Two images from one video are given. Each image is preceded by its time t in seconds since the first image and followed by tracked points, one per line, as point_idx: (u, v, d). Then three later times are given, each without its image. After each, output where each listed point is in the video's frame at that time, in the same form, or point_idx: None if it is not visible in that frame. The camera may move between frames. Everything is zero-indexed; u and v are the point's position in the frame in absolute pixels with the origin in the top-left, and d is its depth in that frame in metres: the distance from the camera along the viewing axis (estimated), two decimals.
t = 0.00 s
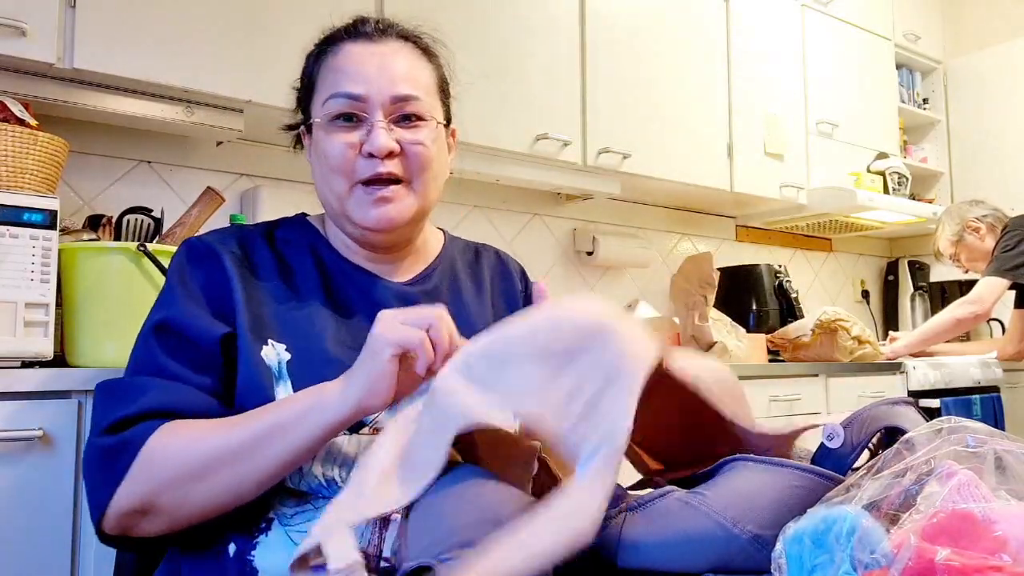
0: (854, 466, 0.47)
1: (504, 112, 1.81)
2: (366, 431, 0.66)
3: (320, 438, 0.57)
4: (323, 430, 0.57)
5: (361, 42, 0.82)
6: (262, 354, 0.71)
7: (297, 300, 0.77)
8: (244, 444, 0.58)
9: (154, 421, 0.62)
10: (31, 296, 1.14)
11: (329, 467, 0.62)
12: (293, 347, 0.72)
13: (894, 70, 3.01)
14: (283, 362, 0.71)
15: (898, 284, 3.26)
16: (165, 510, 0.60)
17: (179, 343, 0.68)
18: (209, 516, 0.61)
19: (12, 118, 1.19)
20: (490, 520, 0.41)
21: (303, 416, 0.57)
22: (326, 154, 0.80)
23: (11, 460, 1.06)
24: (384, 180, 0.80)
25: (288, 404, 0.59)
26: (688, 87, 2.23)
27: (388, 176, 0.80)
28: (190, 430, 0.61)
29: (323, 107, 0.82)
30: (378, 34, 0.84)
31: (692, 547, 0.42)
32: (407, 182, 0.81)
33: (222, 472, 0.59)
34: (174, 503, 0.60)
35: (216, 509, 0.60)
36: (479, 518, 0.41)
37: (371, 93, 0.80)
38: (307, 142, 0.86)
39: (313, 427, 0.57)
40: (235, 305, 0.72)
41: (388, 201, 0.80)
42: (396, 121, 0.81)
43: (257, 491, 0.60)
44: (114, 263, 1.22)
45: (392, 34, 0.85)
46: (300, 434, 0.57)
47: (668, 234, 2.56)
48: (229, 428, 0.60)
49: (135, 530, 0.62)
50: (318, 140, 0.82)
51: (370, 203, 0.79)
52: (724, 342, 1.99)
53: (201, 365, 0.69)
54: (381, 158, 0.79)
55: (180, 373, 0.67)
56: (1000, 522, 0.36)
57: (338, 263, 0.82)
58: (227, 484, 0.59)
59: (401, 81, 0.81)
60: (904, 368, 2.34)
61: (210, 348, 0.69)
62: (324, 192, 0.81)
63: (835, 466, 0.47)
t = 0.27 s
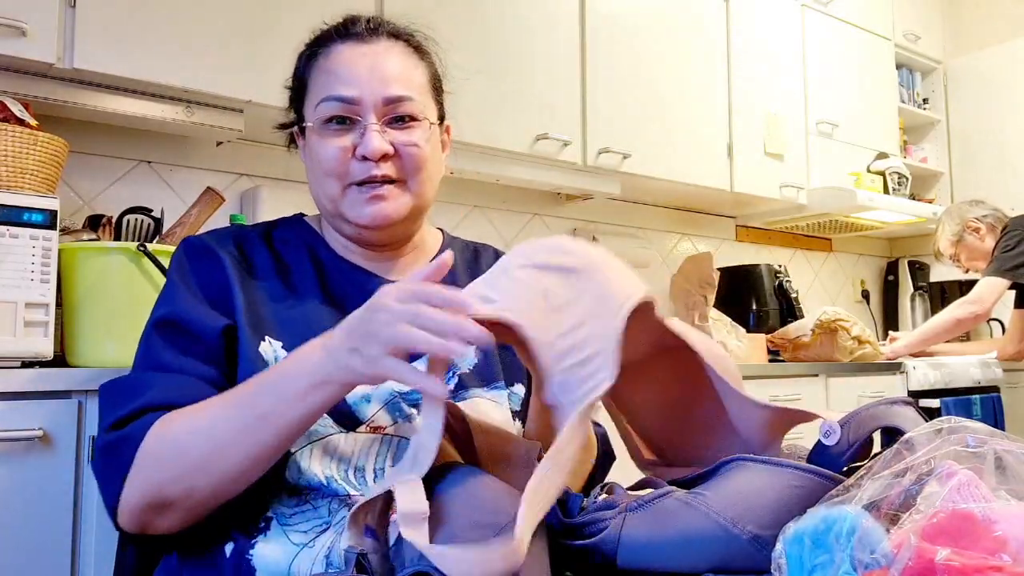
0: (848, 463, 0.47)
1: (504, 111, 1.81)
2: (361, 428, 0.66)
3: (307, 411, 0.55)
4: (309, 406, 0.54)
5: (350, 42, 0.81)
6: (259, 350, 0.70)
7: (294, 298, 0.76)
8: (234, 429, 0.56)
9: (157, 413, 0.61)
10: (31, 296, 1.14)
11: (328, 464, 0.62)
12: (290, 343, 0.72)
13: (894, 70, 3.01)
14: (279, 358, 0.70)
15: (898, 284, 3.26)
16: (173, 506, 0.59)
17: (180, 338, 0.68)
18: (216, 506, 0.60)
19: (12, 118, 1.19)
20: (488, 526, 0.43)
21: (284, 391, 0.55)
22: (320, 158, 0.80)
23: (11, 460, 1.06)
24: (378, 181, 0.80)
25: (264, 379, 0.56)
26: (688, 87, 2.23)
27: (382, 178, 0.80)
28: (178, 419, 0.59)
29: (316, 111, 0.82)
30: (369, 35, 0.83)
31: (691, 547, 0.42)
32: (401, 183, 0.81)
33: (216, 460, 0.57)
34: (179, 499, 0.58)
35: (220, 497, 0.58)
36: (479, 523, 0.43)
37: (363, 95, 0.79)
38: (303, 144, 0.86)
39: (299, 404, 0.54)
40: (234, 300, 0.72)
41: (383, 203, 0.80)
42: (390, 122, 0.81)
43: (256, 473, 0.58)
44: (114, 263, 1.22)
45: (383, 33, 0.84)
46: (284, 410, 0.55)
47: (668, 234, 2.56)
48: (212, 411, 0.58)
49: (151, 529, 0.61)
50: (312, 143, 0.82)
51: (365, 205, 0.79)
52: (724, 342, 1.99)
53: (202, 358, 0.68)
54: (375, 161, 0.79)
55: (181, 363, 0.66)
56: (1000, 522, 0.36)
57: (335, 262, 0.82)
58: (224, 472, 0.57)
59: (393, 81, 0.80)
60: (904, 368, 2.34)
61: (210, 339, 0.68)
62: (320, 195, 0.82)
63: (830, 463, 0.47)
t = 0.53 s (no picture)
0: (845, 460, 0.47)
1: (504, 111, 1.81)
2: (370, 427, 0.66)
3: (340, 401, 0.55)
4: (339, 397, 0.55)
5: (359, 47, 0.81)
6: (270, 347, 0.71)
7: (303, 296, 0.77)
8: (266, 421, 0.55)
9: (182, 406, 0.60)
10: (31, 296, 1.14)
11: (341, 461, 0.63)
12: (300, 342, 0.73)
13: (893, 70, 3.01)
14: (288, 356, 0.71)
15: (898, 284, 3.26)
16: (200, 501, 0.58)
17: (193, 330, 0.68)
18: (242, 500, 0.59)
19: (12, 118, 1.19)
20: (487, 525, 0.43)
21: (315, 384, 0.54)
22: (332, 163, 0.79)
23: (10, 460, 1.06)
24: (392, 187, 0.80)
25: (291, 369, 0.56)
26: (688, 87, 2.23)
27: (398, 182, 0.80)
28: (202, 410, 0.58)
29: (325, 115, 0.80)
30: (375, 37, 0.83)
31: (692, 547, 0.42)
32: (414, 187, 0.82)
33: (247, 453, 0.56)
34: (205, 494, 0.57)
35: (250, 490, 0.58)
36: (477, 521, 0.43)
37: (375, 99, 0.79)
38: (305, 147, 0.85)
39: (331, 394, 0.55)
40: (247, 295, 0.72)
41: (398, 207, 0.80)
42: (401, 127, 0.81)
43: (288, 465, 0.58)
44: (114, 263, 1.22)
45: (388, 35, 0.84)
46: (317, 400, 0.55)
47: (668, 234, 2.56)
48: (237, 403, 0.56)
49: (170, 525, 0.60)
50: (320, 148, 0.81)
51: (380, 212, 0.79)
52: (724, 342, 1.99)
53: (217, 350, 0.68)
54: (390, 166, 0.79)
55: (195, 355, 0.65)
56: (1000, 522, 0.36)
57: (341, 263, 0.82)
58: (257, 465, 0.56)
59: (402, 85, 0.80)
60: (904, 368, 2.34)
61: (225, 332, 0.69)
62: (330, 200, 0.81)
63: (828, 459, 0.47)
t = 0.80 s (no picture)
0: (845, 458, 0.47)
1: (504, 111, 1.81)
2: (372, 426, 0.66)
3: (349, 406, 0.55)
4: (349, 403, 0.55)
5: (365, 52, 0.80)
6: (275, 346, 0.70)
7: (307, 297, 0.77)
8: (275, 428, 0.55)
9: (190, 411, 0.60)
10: (31, 296, 1.14)
11: (345, 459, 0.63)
12: (303, 342, 0.73)
13: (893, 70, 3.00)
14: (292, 356, 0.71)
15: (898, 284, 3.26)
16: (211, 506, 0.58)
17: (201, 331, 0.68)
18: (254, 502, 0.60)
19: (12, 118, 1.19)
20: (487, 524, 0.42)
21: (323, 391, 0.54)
22: (349, 172, 0.79)
23: (10, 460, 1.06)
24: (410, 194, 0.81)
25: (298, 378, 0.55)
26: (688, 86, 2.22)
27: (415, 190, 0.81)
28: (209, 418, 0.57)
29: (339, 124, 0.80)
30: (382, 41, 0.82)
31: (691, 547, 0.42)
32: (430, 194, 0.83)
33: (259, 460, 0.56)
34: (216, 499, 0.58)
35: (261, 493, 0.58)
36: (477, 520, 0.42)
37: (391, 108, 0.79)
38: (312, 154, 0.84)
39: (339, 400, 0.54)
40: (252, 296, 0.72)
41: (416, 214, 0.81)
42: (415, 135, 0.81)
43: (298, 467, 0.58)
44: (114, 263, 1.22)
45: (393, 39, 0.83)
46: (325, 406, 0.54)
47: (668, 234, 2.56)
48: (246, 410, 0.56)
49: (181, 527, 0.60)
50: (335, 156, 0.80)
51: (401, 219, 0.79)
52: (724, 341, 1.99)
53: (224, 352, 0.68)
54: (409, 174, 0.79)
55: (201, 359, 0.65)
56: (1000, 522, 0.36)
57: (344, 264, 0.82)
58: (270, 471, 0.57)
59: (416, 92, 0.80)
60: (904, 368, 2.33)
61: (231, 334, 0.69)
62: (346, 208, 0.80)
63: (827, 458, 0.47)
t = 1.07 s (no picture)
0: (847, 458, 0.47)
1: (504, 111, 1.81)
2: (371, 424, 0.66)
3: (357, 388, 0.55)
4: (355, 385, 0.55)
5: (358, 53, 0.80)
6: (277, 343, 0.70)
7: (307, 296, 0.77)
8: (283, 412, 0.55)
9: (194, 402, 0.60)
10: (31, 296, 1.14)
11: (345, 456, 0.63)
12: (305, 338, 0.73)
13: (893, 70, 3.00)
14: (292, 354, 0.71)
15: (898, 284, 3.26)
16: (213, 496, 0.58)
17: (204, 324, 0.67)
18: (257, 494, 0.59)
19: (12, 118, 1.19)
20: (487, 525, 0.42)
21: (331, 373, 0.54)
22: (348, 174, 0.79)
23: (10, 460, 1.06)
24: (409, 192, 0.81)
25: (308, 359, 0.55)
26: (687, 86, 2.22)
27: (415, 187, 0.80)
28: (216, 404, 0.57)
29: (336, 126, 0.80)
30: (373, 41, 0.82)
31: (691, 547, 0.42)
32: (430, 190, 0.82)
33: (265, 445, 0.56)
34: (219, 489, 0.57)
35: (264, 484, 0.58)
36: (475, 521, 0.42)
37: (386, 107, 0.79)
38: (310, 158, 0.84)
39: (347, 383, 0.55)
40: (254, 293, 0.72)
41: (417, 212, 0.81)
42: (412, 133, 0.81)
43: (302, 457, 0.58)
44: (114, 263, 1.22)
45: (385, 39, 0.83)
46: (334, 388, 0.55)
47: (668, 234, 2.56)
48: (252, 395, 0.56)
49: (184, 520, 0.60)
50: (334, 159, 0.81)
51: (401, 217, 0.79)
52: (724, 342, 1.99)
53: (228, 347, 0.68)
54: (408, 171, 0.79)
55: (205, 351, 0.65)
56: (1000, 522, 0.36)
57: (344, 264, 0.82)
58: (276, 457, 0.56)
59: (410, 90, 0.80)
60: (904, 368, 2.33)
61: (234, 329, 0.68)
62: (346, 210, 0.81)
63: (827, 459, 0.47)
